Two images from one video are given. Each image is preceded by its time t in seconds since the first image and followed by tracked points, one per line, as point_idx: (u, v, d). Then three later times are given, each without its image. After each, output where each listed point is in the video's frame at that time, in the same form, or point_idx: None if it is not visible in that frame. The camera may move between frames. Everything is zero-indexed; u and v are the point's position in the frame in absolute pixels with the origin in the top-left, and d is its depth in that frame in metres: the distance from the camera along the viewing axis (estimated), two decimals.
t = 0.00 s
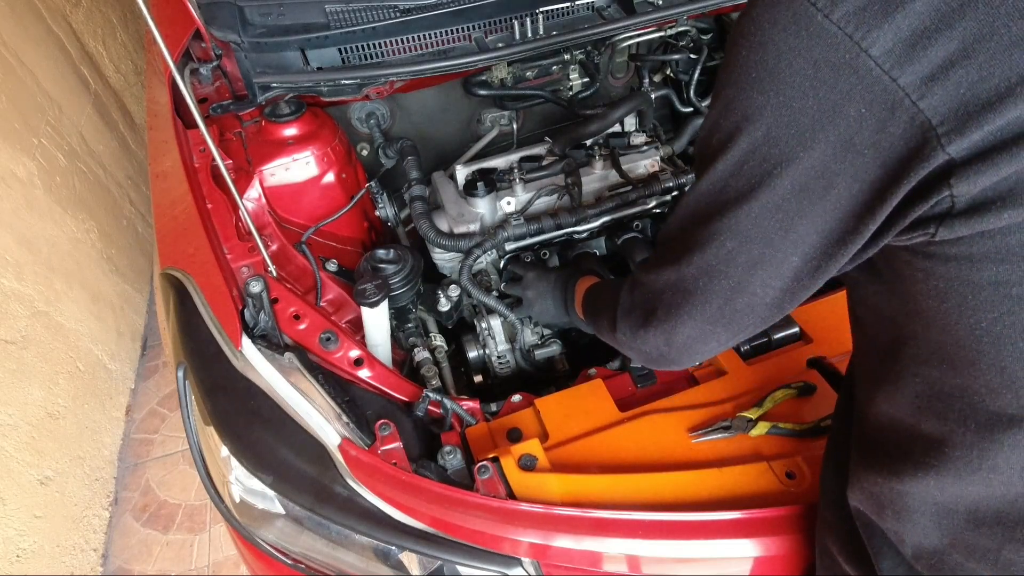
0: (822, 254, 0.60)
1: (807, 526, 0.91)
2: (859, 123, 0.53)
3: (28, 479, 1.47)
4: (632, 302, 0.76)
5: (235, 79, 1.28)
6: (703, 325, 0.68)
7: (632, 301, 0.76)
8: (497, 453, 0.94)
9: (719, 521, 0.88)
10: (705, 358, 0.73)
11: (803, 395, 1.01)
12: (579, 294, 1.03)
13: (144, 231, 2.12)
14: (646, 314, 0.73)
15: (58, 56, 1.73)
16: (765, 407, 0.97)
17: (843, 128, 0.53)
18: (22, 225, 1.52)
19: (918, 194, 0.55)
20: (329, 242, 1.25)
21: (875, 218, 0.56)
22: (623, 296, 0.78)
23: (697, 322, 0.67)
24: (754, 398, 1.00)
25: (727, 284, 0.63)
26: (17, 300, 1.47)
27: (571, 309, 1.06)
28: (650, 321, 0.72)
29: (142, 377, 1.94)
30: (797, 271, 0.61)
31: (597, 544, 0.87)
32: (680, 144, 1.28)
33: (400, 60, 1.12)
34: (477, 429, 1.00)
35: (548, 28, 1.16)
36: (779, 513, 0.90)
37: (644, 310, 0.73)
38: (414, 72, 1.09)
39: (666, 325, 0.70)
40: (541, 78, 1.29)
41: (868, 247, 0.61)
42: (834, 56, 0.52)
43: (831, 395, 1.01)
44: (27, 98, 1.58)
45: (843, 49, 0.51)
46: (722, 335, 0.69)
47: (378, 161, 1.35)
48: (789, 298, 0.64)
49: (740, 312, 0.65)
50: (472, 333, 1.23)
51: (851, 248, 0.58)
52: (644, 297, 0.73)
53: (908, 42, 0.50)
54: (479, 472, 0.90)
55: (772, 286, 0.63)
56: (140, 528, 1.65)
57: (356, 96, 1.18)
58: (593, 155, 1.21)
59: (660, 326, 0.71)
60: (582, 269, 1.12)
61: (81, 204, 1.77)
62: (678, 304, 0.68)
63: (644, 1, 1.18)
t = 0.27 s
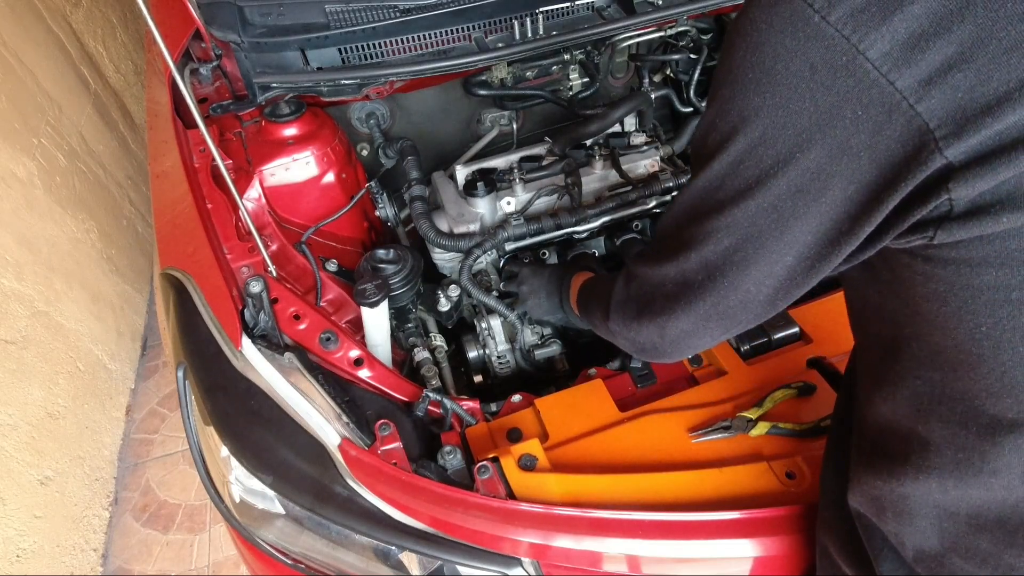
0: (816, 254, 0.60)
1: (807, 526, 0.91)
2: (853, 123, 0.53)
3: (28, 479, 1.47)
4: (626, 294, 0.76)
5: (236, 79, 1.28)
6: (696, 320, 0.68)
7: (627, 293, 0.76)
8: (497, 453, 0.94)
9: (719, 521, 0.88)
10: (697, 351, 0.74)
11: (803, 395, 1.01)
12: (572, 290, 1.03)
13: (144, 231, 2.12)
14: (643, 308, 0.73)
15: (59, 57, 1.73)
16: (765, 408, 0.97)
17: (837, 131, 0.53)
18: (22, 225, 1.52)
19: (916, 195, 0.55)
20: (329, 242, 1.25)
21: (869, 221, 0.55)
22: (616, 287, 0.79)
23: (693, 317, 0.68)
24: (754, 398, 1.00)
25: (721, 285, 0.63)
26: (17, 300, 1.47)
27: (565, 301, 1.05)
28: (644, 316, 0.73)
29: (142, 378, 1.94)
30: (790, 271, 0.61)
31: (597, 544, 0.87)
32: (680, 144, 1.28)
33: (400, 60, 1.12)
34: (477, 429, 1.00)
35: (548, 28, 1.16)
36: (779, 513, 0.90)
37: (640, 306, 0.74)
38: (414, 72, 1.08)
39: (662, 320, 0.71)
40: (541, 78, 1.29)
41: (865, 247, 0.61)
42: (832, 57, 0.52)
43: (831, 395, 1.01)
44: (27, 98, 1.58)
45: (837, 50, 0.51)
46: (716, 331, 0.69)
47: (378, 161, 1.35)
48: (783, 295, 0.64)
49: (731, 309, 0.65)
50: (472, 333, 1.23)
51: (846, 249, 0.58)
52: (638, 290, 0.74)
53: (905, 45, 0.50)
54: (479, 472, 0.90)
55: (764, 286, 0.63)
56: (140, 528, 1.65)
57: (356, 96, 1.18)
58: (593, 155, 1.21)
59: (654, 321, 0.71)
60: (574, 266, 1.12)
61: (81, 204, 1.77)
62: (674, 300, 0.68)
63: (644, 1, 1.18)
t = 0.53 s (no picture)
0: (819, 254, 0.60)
1: (807, 527, 0.91)
2: (859, 128, 0.52)
3: (28, 479, 1.47)
4: (623, 293, 0.76)
5: (236, 79, 1.28)
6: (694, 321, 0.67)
7: (625, 293, 0.76)
8: (497, 453, 0.94)
9: (718, 521, 0.88)
10: (693, 352, 0.74)
11: (803, 395, 1.01)
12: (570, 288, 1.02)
13: (144, 231, 2.12)
14: (640, 308, 0.73)
15: (58, 57, 1.73)
16: (765, 407, 0.97)
17: (849, 135, 0.53)
18: (22, 225, 1.52)
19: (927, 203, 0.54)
20: (328, 242, 1.25)
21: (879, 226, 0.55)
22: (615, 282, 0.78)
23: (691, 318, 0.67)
24: (755, 398, 1.00)
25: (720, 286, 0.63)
26: (17, 301, 1.47)
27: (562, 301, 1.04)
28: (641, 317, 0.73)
29: (142, 378, 1.94)
30: (790, 277, 0.61)
31: (597, 544, 0.87)
32: (680, 144, 1.27)
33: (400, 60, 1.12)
34: (477, 429, 1.00)
35: (548, 28, 1.16)
36: (778, 513, 0.90)
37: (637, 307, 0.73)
38: (414, 72, 1.08)
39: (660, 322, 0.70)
40: (541, 78, 1.29)
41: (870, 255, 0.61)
42: (843, 59, 0.51)
43: (831, 396, 1.01)
44: (27, 98, 1.58)
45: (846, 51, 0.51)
46: (712, 333, 0.69)
47: (378, 161, 1.35)
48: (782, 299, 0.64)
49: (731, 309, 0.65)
50: (472, 333, 1.23)
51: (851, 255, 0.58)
52: (637, 290, 0.73)
53: (920, 47, 0.50)
54: (479, 472, 0.90)
55: (764, 290, 0.63)
56: (140, 528, 1.65)
57: (356, 96, 1.18)
58: (593, 155, 1.21)
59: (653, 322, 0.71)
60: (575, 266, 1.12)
61: (81, 204, 1.77)
62: (674, 300, 0.68)
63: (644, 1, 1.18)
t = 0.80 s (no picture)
0: (820, 274, 0.59)
1: (808, 527, 0.91)
2: (870, 145, 0.52)
3: (28, 479, 1.47)
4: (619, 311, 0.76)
5: (236, 79, 1.28)
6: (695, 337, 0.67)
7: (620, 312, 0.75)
8: (497, 453, 0.94)
9: (718, 520, 0.88)
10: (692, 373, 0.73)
11: (803, 395, 1.01)
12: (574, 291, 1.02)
13: (144, 231, 2.12)
14: (637, 329, 0.72)
15: (58, 57, 1.73)
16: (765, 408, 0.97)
17: (855, 154, 0.53)
18: (22, 225, 1.52)
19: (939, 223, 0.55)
20: (328, 242, 1.25)
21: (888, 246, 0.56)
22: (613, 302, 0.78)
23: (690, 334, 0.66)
24: (754, 398, 1.00)
25: (722, 303, 0.63)
26: (17, 300, 1.47)
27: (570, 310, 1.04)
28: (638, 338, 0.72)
29: (142, 377, 1.94)
30: (793, 298, 0.61)
31: (597, 544, 0.87)
32: (680, 144, 1.27)
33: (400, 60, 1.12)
34: (476, 429, 1.00)
35: (548, 28, 1.16)
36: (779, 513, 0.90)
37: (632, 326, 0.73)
38: (414, 72, 1.08)
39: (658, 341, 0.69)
40: (541, 78, 1.29)
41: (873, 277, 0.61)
42: (850, 75, 0.51)
43: (830, 395, 1.01)
44: (27, 98, 1.58)
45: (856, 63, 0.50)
46: (712, 353, 0.68)
47: (378, 161, 1.35)
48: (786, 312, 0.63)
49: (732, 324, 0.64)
50: (472, 333, 1.23)
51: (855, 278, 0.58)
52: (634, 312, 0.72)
53: (929, 64, 0.50)
54: (479, 472, 0.90)
55: (767, 309, 0.62)
56: (140, 528, 1.65)
57: (356, 96, 1.18)
58: (593, 155, 1.21)
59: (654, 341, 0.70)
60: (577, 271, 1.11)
61: (81, 204, 1.77)
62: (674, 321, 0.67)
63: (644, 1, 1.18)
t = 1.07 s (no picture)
0: (846, 305, 0.57)
1: (810, 527, 0.91)
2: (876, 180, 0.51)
3: (28, 479, 1.47)
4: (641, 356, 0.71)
5: (236, 79, 1.28)
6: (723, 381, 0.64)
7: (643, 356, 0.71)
8: (497, 453, 0.94)
9: (720, 520, 0.88)
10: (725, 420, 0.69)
11: (803, 395, 1.02)
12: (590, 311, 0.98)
13: (144, 231, 2.12)
14: (657, 375, 0.68)
15: (58, 57, 1.73)
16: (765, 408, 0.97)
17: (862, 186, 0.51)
18: (22, 225, 1.52)
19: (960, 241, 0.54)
20: (329, 242, 1.25)
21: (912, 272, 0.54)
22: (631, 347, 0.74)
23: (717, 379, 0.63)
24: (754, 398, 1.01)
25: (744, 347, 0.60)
26: (17, 300, 1.47)
27: (582, 327, 1.01)
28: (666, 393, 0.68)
29: (142, 378, 1.94)
30: (819, 334, 0.59)
31: (597, 544, 0.87)
32: (680, 144, 1.27)
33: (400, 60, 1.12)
34: (476, 429, 1.00)
35: (548, 28, 1.16)
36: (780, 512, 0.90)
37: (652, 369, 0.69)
38: (414, 72, 1.08)
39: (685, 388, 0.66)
40: (541, 78, 1.29)
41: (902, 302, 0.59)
42: (850, 112, 0.49)
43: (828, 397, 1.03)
44: (27, 98, 1.58)
45: (854, 98, 0.49)
46: (743, 396, 0.65)
47: (378, 161, 1.35)
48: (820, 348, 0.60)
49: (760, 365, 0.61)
50: (472, 333, 1.23)
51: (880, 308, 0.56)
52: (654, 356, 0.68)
53: (930, 99, 0.49)
54: (479, 472, 0.90)
55: (793, 347, 0.59)
56: (140, 528, 1.65)
57: (356, 96, 1.18)
58: (593, 155, 1.21)
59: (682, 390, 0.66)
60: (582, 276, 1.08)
61: (81, 204, 1.77)
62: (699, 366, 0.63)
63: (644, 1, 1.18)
